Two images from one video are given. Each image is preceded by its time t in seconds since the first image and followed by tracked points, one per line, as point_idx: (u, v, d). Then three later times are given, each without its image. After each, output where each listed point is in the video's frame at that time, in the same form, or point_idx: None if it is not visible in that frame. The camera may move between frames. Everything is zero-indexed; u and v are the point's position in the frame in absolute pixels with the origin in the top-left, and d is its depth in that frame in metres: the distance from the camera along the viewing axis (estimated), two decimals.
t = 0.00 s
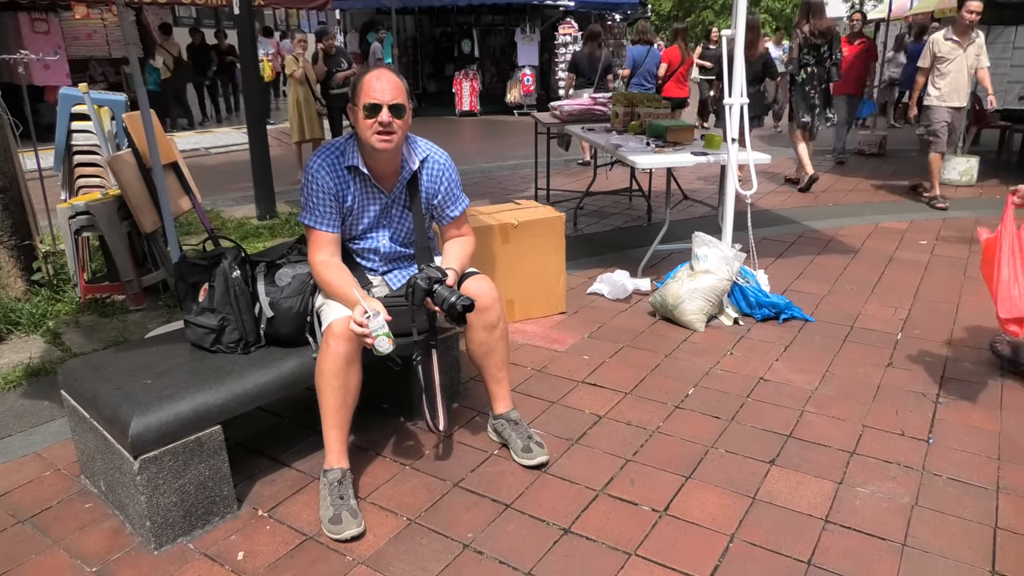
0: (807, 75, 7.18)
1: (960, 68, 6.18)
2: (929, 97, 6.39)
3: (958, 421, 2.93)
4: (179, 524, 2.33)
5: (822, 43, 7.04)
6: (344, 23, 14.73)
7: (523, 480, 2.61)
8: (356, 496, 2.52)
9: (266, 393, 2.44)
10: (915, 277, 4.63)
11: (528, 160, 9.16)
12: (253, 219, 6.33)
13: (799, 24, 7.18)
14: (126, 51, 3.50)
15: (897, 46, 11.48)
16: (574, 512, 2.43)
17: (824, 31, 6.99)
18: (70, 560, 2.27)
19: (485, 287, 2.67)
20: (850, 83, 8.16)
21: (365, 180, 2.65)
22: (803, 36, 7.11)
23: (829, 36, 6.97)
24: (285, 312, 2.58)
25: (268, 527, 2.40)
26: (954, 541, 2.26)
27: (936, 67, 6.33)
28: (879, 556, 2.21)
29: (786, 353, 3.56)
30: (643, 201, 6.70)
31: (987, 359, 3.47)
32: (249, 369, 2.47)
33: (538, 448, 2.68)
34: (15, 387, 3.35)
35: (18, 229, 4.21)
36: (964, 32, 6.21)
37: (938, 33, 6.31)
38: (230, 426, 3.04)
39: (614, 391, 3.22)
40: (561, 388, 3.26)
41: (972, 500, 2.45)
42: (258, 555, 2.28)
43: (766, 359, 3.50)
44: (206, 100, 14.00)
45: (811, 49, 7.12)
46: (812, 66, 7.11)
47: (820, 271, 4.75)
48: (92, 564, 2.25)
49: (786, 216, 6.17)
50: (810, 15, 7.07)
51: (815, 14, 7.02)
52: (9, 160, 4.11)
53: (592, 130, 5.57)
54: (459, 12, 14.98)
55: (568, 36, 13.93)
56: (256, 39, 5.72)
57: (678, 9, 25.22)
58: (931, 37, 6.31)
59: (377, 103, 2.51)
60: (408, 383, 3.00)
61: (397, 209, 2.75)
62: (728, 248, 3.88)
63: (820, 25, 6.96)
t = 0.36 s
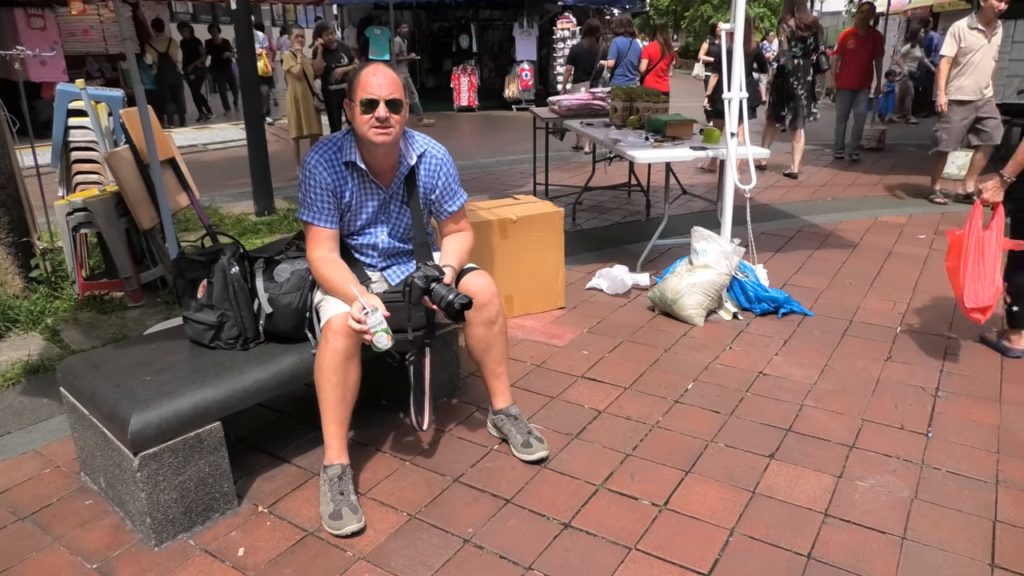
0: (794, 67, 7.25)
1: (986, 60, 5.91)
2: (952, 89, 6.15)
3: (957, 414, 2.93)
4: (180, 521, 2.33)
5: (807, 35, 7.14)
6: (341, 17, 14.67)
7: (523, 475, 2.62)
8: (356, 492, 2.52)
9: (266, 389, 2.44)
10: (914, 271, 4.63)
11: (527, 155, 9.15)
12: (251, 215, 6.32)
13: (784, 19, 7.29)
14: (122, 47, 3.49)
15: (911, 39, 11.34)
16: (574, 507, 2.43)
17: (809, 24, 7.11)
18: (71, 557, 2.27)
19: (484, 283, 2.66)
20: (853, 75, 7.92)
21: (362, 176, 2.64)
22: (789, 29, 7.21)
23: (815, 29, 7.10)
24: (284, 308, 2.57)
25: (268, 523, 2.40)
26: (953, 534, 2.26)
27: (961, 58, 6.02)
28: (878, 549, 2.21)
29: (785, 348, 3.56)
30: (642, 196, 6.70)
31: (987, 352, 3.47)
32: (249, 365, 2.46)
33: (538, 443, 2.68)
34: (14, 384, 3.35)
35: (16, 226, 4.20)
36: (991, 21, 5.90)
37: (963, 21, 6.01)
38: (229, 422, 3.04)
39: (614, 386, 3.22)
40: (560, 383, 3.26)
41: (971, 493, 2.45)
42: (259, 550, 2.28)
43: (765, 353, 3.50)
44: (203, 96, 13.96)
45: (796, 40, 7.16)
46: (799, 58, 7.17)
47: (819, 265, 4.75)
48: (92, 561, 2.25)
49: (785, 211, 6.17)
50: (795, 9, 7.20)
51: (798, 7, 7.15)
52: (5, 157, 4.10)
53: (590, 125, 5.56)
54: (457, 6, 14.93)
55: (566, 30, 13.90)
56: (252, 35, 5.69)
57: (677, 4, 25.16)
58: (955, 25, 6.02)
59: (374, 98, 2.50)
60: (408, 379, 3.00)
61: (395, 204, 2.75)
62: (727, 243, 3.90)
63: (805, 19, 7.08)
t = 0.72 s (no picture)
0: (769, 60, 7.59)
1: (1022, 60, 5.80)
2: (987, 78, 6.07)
3: (955, 409, 2.94)
4: (179, 517, 2.33)
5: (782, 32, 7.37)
6: (338, 12, 14.61)
7: (522, 470, 2.62)
8: (355, 488, 2.52)
9: (264, 385, 2.44)
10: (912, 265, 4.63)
11: (525, 150, 9.13)
12: (248, 210, 6.30)
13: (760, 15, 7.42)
14: (119, 42, 3.47)
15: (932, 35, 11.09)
16: (573, 502, 2.43)
17: (784, 21, 7.30)
18: (70, 553, 2.27)
19: (481, 278, 2.66)
20: (869, 69, 7.83)
21: (359, 171, 2.63)
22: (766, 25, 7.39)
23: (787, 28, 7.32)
24: (282, 303, 2.57)
25: (268, 519, 2.40)
26: (950, 528, 2.27)
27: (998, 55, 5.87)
28: (876, 543, 2.22)
29: (783, 343, 3.57)
30: (640, 191, 6.69)
31: (985, 348, 3.47)
32: (247, 361, 2.46)
33: (536, 438, 2.68)
34: (12, 380, 3.34)
35: (13, 222, 4.19)
36: None
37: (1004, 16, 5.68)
38: (228, 418, 3.04)
39: (612, 381, 3.22)
40: (559, 378, 3.26)
41: (969, 488, 2.46)
42: (258, 546, 2.28)
43: (763, 348, 3.51)
44: (199, 91, 13.91)
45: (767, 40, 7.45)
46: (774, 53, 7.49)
47: (817, 260, 4.75)
48: (92, 557, 2.25)
49: (782, 206, 6.17)
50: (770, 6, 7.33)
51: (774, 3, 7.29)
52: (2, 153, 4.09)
53: (588, 120, 5.55)
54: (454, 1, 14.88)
55: (564, 25, 13.85)
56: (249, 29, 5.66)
57: None
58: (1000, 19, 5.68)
59: (370, 94, 2.49)
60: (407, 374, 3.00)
61: (392, 199, 2.74)
62: (725, 238, 3.88)
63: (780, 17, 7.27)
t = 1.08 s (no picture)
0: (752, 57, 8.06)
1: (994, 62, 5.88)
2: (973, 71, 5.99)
3: (952, 404, 2.95)
4: (176, 514, 2.33)
5: (763, 30, 7.89)
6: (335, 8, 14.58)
7: (520, 467, 2.61)
8: (353, 484, 2.52)
9: (261, 382, 2.43)
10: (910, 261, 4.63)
11: (522, 146, 9.12)
12: (245, 207, 6.28)
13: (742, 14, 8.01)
14: (114, 38, 3.45)
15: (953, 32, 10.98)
16: (571, 498, 2.43)
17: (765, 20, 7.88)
18: (67, 550, 2.26)
19: (480, 274, 2.65)
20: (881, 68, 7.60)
21: (356, 167, 2.62)
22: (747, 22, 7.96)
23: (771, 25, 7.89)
24: (279, 300, 2.56)
25: (265, 516, 2.40)
26: (948, 523, 2.28)
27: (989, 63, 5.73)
28: (874, 539, 2.22)
29: (781, 338, 3.57)
30: (637, 187, 6.69)
31: (981, 343, 3.48)
32: (244, 358, 2.45)
33: (535, 435, 2.68)
34: (8, 378, 3.33)
35: (8, 219, 4.17)
36: None
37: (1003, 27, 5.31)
38: (225, 415, 3.03)
39: (610, 377, 3.22)
40: (557, 375, 3.26)
41: (966, 482, 2.47)
42: (256, 544, 2.27)
43: (761, 344, 3.51)
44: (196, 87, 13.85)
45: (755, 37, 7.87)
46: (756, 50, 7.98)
47: (814, 256, 4.75)
48: (88, 555, 2.24)
49: (779, 202, 6.17)
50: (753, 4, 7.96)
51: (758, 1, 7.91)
52: None
53: (586, 116, 5.54)
54: None
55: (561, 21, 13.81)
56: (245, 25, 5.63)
57: None
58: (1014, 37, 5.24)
59: (367, 90, 2.48)
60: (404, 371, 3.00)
61: (389, 196, 2.73)
62: (723, 233, 3.88)
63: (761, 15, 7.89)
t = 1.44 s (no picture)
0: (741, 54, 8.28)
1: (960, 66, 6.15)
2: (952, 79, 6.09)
3: (950, 403, 2.95)
4: (174, 511, 2.33)
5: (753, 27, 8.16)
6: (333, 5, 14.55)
7: (518, 464, 2.62)
8: (352, 482, 2.52)
9: (260, 379, 2.43)
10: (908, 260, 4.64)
11: (520, 144, 9.12)
12: (243, 204, 6.27)
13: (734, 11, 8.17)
14: (113, 34, 3.45)
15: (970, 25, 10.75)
16: (569, 496, 2.44)
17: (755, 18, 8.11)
18: (65, 547, 2.26)
19: (479, 272, 2.66)
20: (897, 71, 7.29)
21: (355, 164, 2.62)
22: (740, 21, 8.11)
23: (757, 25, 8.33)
24: (278, 297, 2.56)
25: (264, 513, 2.40)
26: (944, 521, 2.28)
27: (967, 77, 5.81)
28: (872, 537, 2.22)
29: (779, 337, 3.57)
30: (636, 185, 6.69)
31: (978, 342, 3.49)
32: (243, 355, 2.45)
33: (533, 433, 2.68)
34: (6, 374, 3.32)
35: (6, 215, 4.17)
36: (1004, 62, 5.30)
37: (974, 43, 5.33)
38: (223, 412, 3.03)
39: (609, 375, 3.22)
40: (555, 373, 3.26)
41: (964, 481, 2.47)
42: (254, 540, 2.27)
43: (759, 342, 3.52)
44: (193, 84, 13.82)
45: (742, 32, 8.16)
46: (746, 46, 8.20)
47: (812, 255, 4.76)
48: (87, 551, 2.24)
49: (778, 200, 6.18)
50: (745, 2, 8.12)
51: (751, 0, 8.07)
52: None
53: (585, 114, 5.54)
54: None
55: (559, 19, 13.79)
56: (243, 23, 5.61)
57: None
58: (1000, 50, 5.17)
59: (365, 86, 2.48)
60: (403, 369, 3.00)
61: (388, 193, 2.73)
62: (721, 232, 3.89)
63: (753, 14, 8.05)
